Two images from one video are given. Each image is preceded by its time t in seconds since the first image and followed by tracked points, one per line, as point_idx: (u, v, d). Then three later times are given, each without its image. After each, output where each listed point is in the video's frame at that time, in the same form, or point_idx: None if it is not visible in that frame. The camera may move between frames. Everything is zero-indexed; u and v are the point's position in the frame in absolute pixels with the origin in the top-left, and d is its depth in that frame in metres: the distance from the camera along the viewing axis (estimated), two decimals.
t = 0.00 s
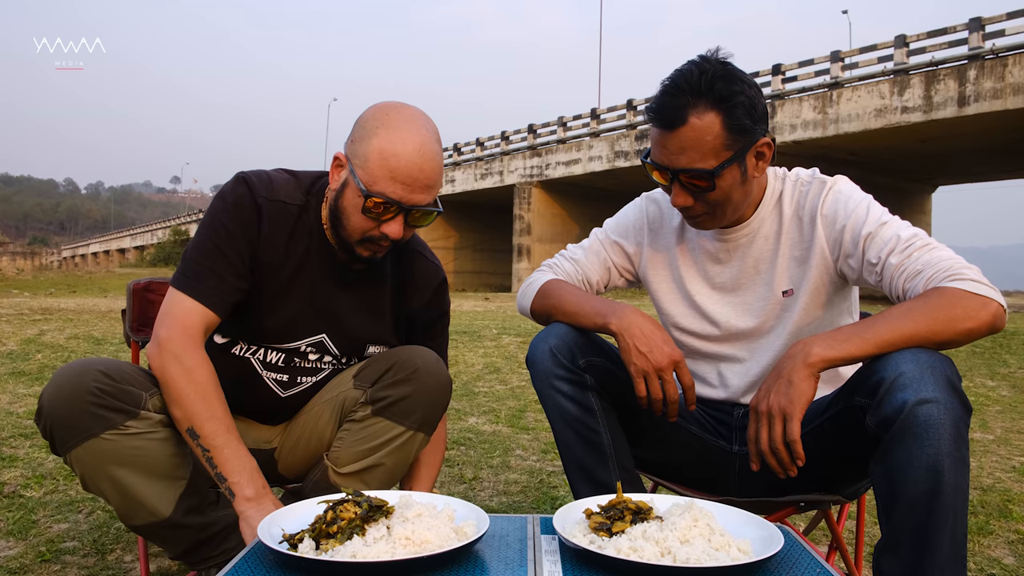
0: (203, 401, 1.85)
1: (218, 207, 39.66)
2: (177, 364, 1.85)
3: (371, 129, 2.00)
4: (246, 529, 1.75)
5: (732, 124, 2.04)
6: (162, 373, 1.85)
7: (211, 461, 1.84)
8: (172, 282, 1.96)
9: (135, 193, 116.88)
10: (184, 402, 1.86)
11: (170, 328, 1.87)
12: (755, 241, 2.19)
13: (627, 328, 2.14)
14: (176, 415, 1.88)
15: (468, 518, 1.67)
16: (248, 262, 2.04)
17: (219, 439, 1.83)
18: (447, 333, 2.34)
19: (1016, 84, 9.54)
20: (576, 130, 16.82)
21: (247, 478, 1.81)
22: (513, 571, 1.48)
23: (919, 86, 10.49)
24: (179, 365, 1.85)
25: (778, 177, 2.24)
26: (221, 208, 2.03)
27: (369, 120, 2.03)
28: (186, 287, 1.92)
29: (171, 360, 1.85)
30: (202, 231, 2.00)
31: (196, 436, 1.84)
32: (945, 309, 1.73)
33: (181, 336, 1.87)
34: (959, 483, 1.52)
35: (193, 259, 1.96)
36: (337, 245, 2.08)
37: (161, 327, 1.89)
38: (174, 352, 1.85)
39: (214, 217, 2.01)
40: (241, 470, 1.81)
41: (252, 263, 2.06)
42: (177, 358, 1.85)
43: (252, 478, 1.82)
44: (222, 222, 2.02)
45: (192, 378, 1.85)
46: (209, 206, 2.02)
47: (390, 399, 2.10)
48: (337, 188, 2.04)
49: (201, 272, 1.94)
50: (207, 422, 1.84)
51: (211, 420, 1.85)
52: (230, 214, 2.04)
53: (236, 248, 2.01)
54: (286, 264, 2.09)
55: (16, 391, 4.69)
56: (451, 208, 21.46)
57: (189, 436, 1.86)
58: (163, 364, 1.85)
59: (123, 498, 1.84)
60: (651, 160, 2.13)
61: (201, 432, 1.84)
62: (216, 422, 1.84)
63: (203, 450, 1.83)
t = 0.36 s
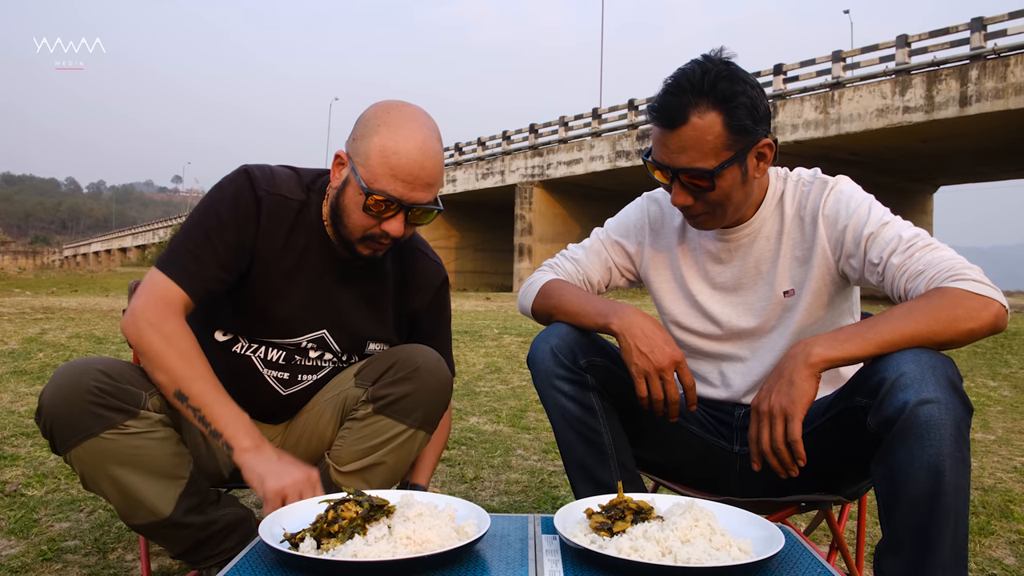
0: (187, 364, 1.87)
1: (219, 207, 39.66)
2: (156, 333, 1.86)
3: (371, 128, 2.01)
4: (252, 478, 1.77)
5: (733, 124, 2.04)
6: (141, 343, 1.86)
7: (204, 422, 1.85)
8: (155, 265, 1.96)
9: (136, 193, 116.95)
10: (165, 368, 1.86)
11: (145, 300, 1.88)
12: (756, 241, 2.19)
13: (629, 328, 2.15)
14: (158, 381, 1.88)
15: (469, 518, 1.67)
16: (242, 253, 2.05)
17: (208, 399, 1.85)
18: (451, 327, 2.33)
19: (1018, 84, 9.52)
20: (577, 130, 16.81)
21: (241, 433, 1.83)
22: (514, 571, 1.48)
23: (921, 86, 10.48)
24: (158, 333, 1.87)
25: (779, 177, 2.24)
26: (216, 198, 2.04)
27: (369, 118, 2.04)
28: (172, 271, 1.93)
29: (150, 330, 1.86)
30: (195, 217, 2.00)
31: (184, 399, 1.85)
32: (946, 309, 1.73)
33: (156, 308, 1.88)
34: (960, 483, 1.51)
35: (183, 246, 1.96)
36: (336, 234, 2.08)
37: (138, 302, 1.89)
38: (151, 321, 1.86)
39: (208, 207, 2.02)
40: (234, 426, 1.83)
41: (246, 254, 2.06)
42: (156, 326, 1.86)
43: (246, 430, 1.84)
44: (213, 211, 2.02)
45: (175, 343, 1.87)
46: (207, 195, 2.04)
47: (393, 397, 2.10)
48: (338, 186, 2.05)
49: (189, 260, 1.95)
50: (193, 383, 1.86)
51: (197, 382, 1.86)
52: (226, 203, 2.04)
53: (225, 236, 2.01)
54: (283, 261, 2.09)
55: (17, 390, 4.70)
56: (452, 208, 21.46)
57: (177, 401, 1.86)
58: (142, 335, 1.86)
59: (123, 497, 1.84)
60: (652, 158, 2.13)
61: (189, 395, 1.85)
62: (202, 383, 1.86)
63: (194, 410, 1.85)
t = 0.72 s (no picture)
0: (220, 348, 1.83)
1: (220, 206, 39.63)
2: (180, 328, 1.82)
3: (374, 117, 2.03)
4: (317, 425, 1.72)
5: (733, 121, 2.03)
6: (167, 342, 1.80)
7: (251, 398, 1.81)
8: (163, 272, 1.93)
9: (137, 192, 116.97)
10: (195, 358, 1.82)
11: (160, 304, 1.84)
12: (756, 240, 2.19)
13: (629, 326, 2.14)
14: (192, 376, 1.82)
15: (469, 516, 1.67)
16: (245, 254, 2.04)
17: (248, 375, 1.82)
18: (454, 317, 2.35)
19: (1019, 84, 9.51)
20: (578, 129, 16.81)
21: (290, 396, 1.80)
22: (514, 569, 1.47)
23: (922, 86, 10.47)
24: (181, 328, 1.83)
25: (779, 176, 2.23)
26: (215, 201, 2.04)
27: (368, 109, 2.05)
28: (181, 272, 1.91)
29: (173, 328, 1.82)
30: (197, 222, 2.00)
31: (225, 381, 1.81)
32: (947, 308, 1.73)
33: (175, 310, 1.84)
34: (962, 482, 1.51)
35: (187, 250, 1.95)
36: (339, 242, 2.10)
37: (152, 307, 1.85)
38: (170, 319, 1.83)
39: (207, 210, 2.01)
40: (282, 392, 1.80)
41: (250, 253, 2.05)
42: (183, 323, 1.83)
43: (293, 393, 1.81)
44: (213, 213, 2.01)
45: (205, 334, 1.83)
46: (209, 199, 2.04)
47: (393, 391, 2.13)
48: (342, 181, 2.05)
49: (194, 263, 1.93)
50: (229, 364, 1.82)
51: (233, 362, 1.83)
52: (224, 203, 2.04)
53: (229, 237, 2.01)
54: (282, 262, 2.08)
55: (17, 389, 4.70)
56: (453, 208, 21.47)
57: (216, 386, 1.81)
58: (166, 334, 1.81)
59: (122, 495, 1.84)
60: (651, 153, 2.13)
61: (227, 375, 1.81)
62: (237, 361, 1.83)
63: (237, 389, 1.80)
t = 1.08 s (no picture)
0: (282, 345, 1.79)
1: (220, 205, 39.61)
2: (236, 335, 1.78)
3: (382, 107, 2.02)
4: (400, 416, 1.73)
5: (739, 117, 2.03)
6: (223, 351, 1.77)
7: (324, 391, 1.79)
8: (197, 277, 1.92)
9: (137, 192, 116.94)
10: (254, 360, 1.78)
11: (208, 313, 1.81)
12: (757, 238, 2.19)
13: (630, 323, 2.13)
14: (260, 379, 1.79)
15: (470, 515, 1.67)
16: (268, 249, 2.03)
17: (316, 369, 1.78)
18: (456, 307, 2.37)
19: (1020, 82, 9.51)
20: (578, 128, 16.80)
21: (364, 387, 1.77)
22: (515, 568, 1.47)
23: (922, 84, 10.48)
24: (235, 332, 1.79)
25: (780, 174, 2.23)
26: (231, 199, 2.04)
27: (372, 101, 2.04)
28: (213, 273, 1.90)
29: (229, 336, 1.78)
30: (217, 223, 2.00)
31: (293, 379, 1.78)
32: (946, 305, 1.73)
33: (227, 317, 1.81)
34: (963, 479, 1.51)
35: (211, 252, 1.95)
36: (347, 242, 2.11)
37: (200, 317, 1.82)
38: (222, 324, 1.79)
39: (225, 210, 2.01)
40: (355, 382, 1.77)
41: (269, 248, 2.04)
42: (237, 329, 1.78)
43: (365, 379, 1.78)
44: (230, 213, 2.00)
45: (264, 334, 1.79)
46: (226, 200, 2.03)
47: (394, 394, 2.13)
48: (354, 174, 2.04)
49: (218, 262, 1.92)
50: (292, 362, 1.78)
51: (297, 359, 1.78)
52: (240, 200, 2.03)
53: (251, 235, 2.00)
54: (291, 259, 2.08)
55: (18, 388, 4.70)
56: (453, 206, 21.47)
57: (286, 385, 1.78)
58: (222, 343, 1.78)
59: (123, 495, 1.84)
60: (657, 151, 2.12)
61: (296, 373, 1.78)
62: (300, 356, 1.78)
63: (309, 385, 1.78)
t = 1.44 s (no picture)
0: (289, 327, 1.78)
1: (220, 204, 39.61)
2: (242, 319, 1.77)
3: (396, 105, 2.02)
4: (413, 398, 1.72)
5: (751, 111, 2.03)
6: (230, 336, 1.76)
7: (332, 371, 1.80)
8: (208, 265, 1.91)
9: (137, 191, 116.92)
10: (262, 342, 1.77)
11: (214, 300, 1.79)
12: (762, 236, 2.19)
13: (640, 310, 2.14)
14: (268, 363, 1.79)
15: (470, 514, 1.67)
16: (279, 242, 2.03)
17: (324, 349, 1.78)
18: (465, 303, 2.39)
19: (1019, 81, 9.51)
20: (578, 127, 16.80)
21: (373, 366, 1.78)
22: (515, 567, 1.47)
23: (922, 83, 10.48)
24: (241, 316, 1.77)
25: (788, 174, 2.23)
26: (244, 193, 2.04)
27: (386, 100, 2.05)
28: (222, 262, 1.89)
29: (235, 320, 1.77)
30: (229, 216, 1.99)
31: (301, 360, 1.78)
32: (944, 306, 1.73)
33: (232, 301, 1.79)
34: (961, 478, 1.51)
35: (221, 243, 1.94)
36: (358, 243, 2.11)
37: (206, 303, 1.80)
38: (228, 309, 1.77)
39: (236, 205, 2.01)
40: (364, 361, 1.78)
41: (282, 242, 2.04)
42: (243, 312, 1.77)
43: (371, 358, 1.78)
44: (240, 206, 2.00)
45: (270, 316, 1.78)
46: (242, 194, 2.04)
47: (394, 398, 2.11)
48: (367, 173, 2.04)
49: (229, 253, 1.92)
50: (299, 343, 1.78)
51: (305, 341, 1.78)
52: (253, 192, 2.04)
53: (261, 226, 1.99)
54: (299, 257, 2.07)
55: (18, 387, 4.71)
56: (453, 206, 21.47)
57: (294, 366, 1.79)
58: (229, 328, 1.76)
59: (126, 496, 1.84)
60: (668, 147, 2.11)
61: (304, 355, 1.78)
62: (307, 337, 1.78)
63: (319, 366, 1.78)
